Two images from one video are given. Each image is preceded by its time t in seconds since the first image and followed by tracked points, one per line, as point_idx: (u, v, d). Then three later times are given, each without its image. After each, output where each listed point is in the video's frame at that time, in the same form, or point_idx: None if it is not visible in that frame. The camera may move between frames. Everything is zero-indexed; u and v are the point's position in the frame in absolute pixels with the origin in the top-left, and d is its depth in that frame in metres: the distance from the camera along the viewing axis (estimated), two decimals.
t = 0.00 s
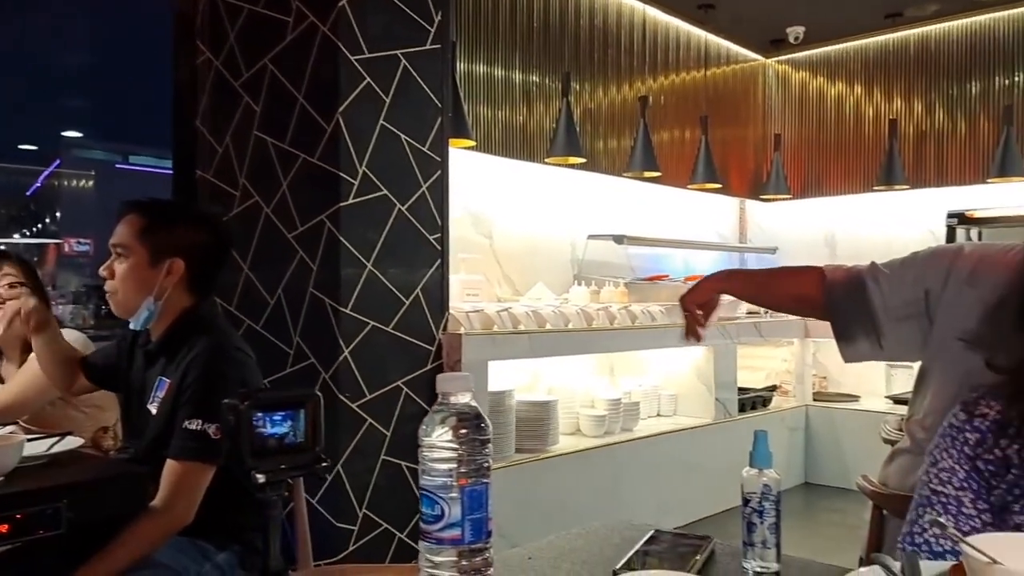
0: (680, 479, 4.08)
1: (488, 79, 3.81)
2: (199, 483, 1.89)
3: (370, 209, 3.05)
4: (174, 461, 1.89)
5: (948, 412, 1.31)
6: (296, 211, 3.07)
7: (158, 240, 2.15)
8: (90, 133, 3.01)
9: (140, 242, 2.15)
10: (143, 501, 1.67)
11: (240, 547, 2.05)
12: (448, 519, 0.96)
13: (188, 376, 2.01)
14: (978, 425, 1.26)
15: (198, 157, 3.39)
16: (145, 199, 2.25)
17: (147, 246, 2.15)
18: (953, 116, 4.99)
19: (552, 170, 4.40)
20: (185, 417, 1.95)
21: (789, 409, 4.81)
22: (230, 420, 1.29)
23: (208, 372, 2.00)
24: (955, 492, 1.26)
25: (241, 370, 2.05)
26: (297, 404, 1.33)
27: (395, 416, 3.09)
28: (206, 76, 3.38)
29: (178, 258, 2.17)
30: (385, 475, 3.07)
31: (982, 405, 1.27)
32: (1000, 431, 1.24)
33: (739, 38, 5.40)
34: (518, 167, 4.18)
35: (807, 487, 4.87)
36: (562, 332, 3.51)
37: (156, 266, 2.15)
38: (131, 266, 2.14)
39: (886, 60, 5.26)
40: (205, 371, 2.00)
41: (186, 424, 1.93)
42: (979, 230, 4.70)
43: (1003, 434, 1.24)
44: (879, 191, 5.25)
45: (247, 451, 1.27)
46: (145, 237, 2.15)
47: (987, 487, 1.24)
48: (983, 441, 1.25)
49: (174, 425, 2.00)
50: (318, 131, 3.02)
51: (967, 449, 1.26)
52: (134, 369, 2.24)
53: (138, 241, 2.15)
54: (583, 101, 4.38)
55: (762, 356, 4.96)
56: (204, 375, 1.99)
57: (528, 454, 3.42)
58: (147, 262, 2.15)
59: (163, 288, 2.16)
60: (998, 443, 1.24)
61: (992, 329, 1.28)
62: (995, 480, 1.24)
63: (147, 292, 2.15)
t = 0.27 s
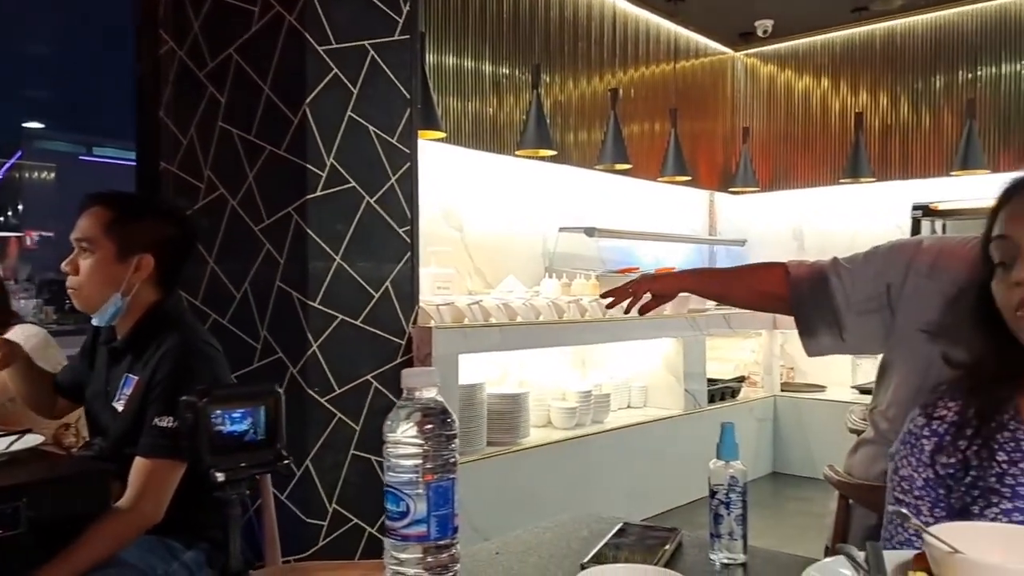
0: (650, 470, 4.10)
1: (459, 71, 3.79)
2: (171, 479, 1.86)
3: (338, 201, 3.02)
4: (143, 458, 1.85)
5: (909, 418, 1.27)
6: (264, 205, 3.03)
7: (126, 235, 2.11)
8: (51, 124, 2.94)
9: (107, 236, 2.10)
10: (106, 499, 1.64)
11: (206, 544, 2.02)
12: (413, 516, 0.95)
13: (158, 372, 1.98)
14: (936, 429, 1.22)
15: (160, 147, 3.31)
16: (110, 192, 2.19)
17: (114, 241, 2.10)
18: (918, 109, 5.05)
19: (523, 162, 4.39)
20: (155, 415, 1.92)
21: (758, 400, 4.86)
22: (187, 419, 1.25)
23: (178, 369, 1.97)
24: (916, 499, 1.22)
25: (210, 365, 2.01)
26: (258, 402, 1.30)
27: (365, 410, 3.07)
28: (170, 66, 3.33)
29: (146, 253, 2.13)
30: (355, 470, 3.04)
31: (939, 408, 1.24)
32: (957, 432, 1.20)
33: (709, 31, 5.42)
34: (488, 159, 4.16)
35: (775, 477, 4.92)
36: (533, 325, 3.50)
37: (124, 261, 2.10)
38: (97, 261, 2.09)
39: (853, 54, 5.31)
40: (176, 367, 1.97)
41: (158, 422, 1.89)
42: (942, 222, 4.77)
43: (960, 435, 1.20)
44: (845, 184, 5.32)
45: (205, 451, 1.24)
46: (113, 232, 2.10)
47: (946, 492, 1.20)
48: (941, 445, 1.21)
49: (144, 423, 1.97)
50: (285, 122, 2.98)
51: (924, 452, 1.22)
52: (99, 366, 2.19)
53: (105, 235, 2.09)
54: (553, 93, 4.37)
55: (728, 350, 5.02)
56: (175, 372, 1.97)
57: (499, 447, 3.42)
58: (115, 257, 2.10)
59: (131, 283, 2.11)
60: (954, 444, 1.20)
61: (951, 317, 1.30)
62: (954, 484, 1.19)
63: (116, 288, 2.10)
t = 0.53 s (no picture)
0: (622, 464, 4.12)
1: (430, 66, 3.77)
2: (133, 481, 1.81)
3: (307, 196, 2.99)
4: (104, 459, 1.80)
5: (873, 404, 1.29)
6: (231, 199, 3.00)
7: (90, 231, 2.07)
8: (14, 117, 2.87)
9: (71, 231, 2.06)
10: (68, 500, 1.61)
11: (172, 543, 2.00)
12: (378, 515, 0.95)
13: (120, 371, 1.94)
14: (899, 412, 1.24)
15: (124, 142, 3.25)
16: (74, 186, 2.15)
17: (78, 237, 2.06)
18: (884, 105, 5.12)
19: (495, 157, 4.38)
20: (117, 414, 1.88)
21: (728, 394, 4.90)
22: (146, 418, 1.27)
23: (140, 368, 1.94)
24: (875, 476, 1.23)
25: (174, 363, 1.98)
26: (219, 402, 1.33)
27: (336, 406, 3.04)
28: (134, 59, 3.25)
29: (111, 250, 2.09)
30: (326, 467, 3.01)
31: (904, 393, 1.26)
32: (919, 417, 1.22)
33: (679, 27, 5.45)
34: (460, 153, 4.15)
35: (745, 469, 4.97)
36: (504, 320, 3.49)
37: (87, 258, 2.06)
38: (60, 257, 2.05)
39: (821, 51, 5.36)
40: (138, 366, 1.94)
41: (119, 421, 1.84)
42: (908, 217, 4.84)
43: (922, 420, 1.22)
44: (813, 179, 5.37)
45: (162, 449, 1.25)
46: (77, 227, 2.06)
47: (905, 473, 1.21)
48: (903, 427, 1.23)
49: (106, 422, 1.93)
50: (253, 117, 2.95)
51: (886, 432, 1.24)
52: (60, 363, 2.15)
53: (69, 231, 2.06)
54: (525, 89, 4.36)
55: (698, 344, 4.98)
56: (137, 371, 1.94)
57: (471, 442, 3.41)
58: (78, 253, 2.06)
59: (94, 280, 2.08)
60: (916, 427, 1.21)
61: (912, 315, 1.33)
62: (912, 467, 1.20)
63: (78, 283, 2.06)
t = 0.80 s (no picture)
0: (592, 460, 4.13)
1: (397, 62, 3.74)
2: (92, 482, 1.77)
3: (273, 191, 2.95)
4: (64, 458, 1.76)
5: (840, 389, 1.35)
6: (195, 195, 2.95)
7: (48, 226, 2.02)
8: None
9: (28, 226, 2.00)
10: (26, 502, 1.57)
11: (133, 545, 1.96)
12: (342, 515, 0.94)
13: (79, 369, 1.90)
14: (866, 398, 1.30)
15: (85, 136, 3.18)
16: (32, 180, 2.09)
17: (35, 232, 2.01)
18: (849, 105, 5.18)
19: (464, 153, 4.36)
20: (76, 414, 1.83)
21: (696, 389, 4.94)
22: (100, 419, 1.25)
23: (101, 366, 1.91)
24: (842, 456, 1.26)
25: (137, 362, 1.94)
26: (175, 401, 1.31)
27: (302, 405, 3.00)
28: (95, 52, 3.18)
29: (69, 246, 2.04)
30: (293, 466, 2.98)
31: (870, 380, 1.32)
32: (885, 404, 1.28)
33: (647, 25, 5.46)
34: (429, 149, 4.12)
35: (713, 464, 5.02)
36: (474, 317, 3.45)
37: (44, 254, 2.01)
38: (16, 252, 1.99)
39: (788, 50, 5.41)
40: (98, 364, 1.91)
41: (78, 421, 1.79)
42: (872, 215, 4.89)
43: (888, 408, 1.27)
44: (780, 176, 5.43)
45: (118, 452, 1.22)
46: (34, 221, 2.01)
47: (870, 457, 1.26)
48: (870, 412, 1.28)
49: (65, 421, 1.89)
50: (217, 111, 2.90)
51: (853, 416, 1.29)
52: (16, 361, 2.10)
53: (26, 226, 2.00)
54: (494, 85, 4.35)
55: (666, 339, 5.08)
56: (98, 368, 1.90)
57: (440, 440, 3.40)
58: (35, 249, 2.01)
59: (51, 276, 2.03)
60: (882, 414, 1.27)
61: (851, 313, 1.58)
62: (878, 452, 1.26)
63: (34, 280, 2.01)
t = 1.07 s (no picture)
0: (562, 458, 4.14)
1: (366, 58, 3.71)
2: (50, 486, 1.73)
3: (238, 188, 2.90)
4: (21, 461, 1.71)
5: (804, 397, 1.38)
6: (159, 191, 2.90)
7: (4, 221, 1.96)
8: None
9: None
10: None
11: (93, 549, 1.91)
12: (305, 517, 0.92)
13: (36, 368, 1.86)
14: (828, 402, 1.32)
15: (45, 131, 3.12)
16: None
17: None
18: (815, 104, 5.24)
19: (433, 151, 4.34)
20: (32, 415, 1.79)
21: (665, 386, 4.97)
22: (53, 420, 1.22)
23: (58, 365, 1.87)
24: (806, 464, 1.29)
25: (97, 360, 1.92)
26: (134, 400, 1.27)
27: (269, 405, 2.96)
28: (56, 45, 3.12)
29: (26, 242, 1.99)
30: (259, 467, 2.94)
31: (831, 385, 1.34)
32: (848, 407, 1.29)
33: (617, 24, 5.48)
34: (398, 145, 4.09)
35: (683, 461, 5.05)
36: (445, 315, 3.43)
37: None
38: None
39: (756, 50, 5.46)
40: (55, 364, 1.87)
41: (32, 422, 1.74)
42: (838, 213, 4.95)
43: (851, 410, 1.29)
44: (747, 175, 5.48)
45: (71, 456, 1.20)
46: None
47: (836, 460, 1.27)
48: (832, 415, 1.30)
49: (20, 422, 1.84)
50: (182, 105, 2.85)
51: (816, 421, 1.31)
52: None
53: None
54: (463, 82, 4.33)
55: (637, 337, 5.11)
56: (55, 369, 1.86)
57: (410, 439, 3.37)
58: None
59: (8, 274, 1.97)
60: (845, 417, 1.29)
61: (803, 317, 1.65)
62: (842, 454, 1.27)
63: None
